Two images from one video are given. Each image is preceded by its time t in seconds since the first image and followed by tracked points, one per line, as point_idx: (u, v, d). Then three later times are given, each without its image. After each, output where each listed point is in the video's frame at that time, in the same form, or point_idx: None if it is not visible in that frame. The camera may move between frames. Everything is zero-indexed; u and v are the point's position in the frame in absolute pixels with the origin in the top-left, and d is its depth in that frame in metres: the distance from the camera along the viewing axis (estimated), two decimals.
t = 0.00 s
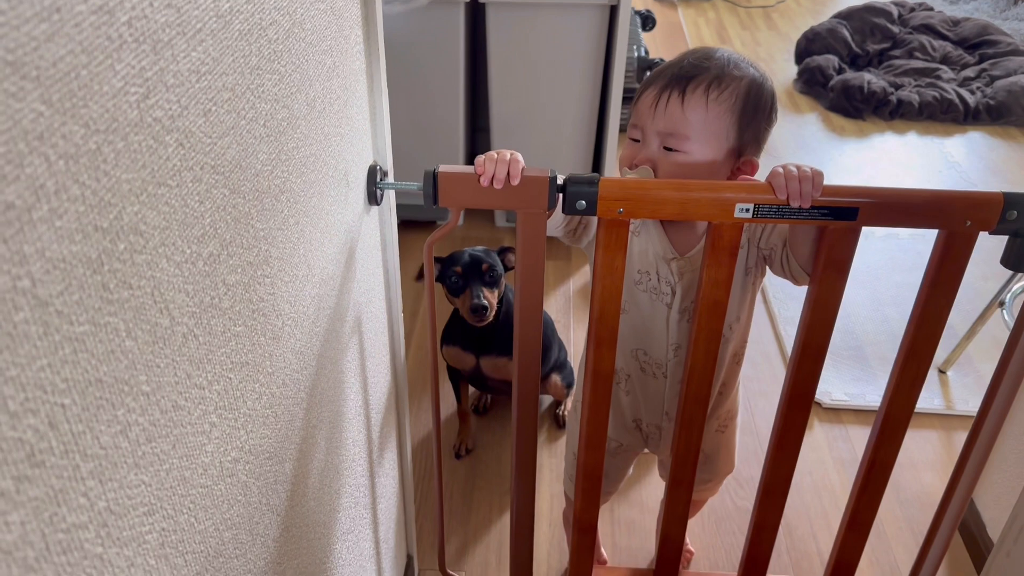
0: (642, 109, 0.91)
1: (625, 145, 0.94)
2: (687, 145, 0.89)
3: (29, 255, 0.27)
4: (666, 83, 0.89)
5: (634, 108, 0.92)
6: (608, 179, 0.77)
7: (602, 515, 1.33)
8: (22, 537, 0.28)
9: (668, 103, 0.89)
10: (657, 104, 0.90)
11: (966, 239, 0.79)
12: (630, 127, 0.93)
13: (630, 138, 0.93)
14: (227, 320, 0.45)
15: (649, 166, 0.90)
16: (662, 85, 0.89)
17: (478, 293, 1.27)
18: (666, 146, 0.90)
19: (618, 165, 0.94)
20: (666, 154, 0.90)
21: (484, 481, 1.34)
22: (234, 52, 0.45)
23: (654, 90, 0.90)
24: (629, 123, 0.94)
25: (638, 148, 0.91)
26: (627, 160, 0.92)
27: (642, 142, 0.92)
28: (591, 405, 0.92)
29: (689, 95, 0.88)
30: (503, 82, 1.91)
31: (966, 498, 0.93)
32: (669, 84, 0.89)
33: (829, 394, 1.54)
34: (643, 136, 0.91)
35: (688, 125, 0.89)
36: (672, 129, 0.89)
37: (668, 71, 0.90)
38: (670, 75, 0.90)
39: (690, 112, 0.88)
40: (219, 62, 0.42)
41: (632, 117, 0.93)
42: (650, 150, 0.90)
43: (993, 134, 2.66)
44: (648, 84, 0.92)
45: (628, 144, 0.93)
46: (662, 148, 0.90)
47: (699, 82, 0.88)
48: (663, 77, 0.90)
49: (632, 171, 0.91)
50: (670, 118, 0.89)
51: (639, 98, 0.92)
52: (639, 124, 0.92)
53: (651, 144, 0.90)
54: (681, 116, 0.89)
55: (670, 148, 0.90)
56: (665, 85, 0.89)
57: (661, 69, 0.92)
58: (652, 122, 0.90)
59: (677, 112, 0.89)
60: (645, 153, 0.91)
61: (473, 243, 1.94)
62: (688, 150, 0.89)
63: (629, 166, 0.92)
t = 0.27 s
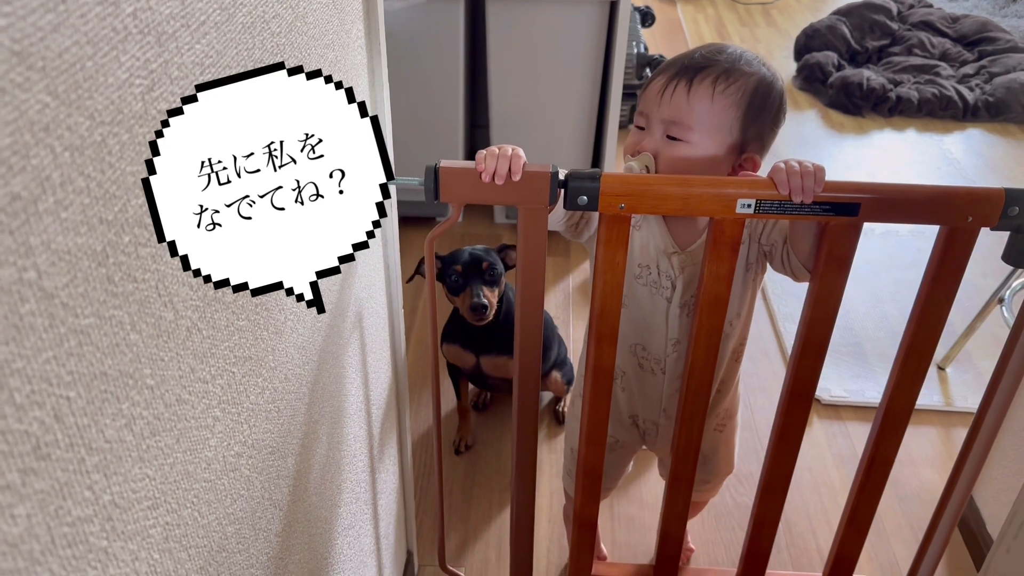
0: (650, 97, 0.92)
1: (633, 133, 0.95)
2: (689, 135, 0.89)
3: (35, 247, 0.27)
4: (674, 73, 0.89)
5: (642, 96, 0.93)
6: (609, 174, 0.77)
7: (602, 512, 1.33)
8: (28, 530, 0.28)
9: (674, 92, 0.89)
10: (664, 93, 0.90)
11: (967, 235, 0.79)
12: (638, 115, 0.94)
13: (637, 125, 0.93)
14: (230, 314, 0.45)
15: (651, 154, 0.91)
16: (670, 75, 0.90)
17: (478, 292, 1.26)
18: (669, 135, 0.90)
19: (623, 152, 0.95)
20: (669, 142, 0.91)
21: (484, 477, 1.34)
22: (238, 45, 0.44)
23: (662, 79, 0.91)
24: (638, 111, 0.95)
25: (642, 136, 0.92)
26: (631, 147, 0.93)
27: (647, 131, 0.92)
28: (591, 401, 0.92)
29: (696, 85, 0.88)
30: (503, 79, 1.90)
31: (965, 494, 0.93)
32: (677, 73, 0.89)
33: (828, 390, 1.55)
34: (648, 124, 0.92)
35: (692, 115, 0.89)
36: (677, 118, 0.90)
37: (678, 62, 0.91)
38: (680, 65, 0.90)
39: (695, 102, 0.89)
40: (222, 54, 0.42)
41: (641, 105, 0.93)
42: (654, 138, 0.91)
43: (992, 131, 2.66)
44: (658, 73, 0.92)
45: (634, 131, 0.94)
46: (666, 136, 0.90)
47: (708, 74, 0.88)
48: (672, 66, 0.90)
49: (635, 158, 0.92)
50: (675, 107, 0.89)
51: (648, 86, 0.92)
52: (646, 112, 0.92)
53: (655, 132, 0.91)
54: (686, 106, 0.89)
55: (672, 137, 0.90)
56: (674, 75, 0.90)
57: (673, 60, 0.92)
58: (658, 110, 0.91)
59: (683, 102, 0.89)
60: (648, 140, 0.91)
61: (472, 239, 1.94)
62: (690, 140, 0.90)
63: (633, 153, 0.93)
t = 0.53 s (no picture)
0: (651, 94, 0.91)
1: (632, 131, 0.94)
2: (692, 134, 0.89)
3: (29, 255, 0.27)
4: (677, 71, 0.89)
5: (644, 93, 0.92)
6: (608, 176, 0.77)
7: (601, 513, 1.32)
8: (23, 540, 0.28)
9: (677, 90, 0.89)
10: (667, 91, 0.89)
11: (966, 236, 0.79)
12: (639, 112, 0.93)
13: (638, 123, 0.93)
14: (227, 318, 0.45)
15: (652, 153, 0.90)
16: (673, 72, 0.89)
17: (476, 297, 1.26)
18: (671, 134, 0.90)
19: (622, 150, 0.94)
20: (670, 141, 0.90)
21: (482, 478, 1.34)
22: (235, 49, 0.44)
23: (665, 77, 0.90)
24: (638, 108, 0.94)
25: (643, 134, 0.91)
26: (632, 145, 0.92)
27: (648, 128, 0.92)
28: (590, 402, 0.91)
29: (699, 84, 0.88)
30: (501, 78, 1.90)
31: (964, 496, 0.93)
32: (681, 71, 0.89)
33: (827, 390, 1.55)
34: (649, 122, 0.91)
35: (695, 114, 0.89)
36: (679, 116, 0.89)
37: (681, 59, 0.90)
38: (683, 63, 0.90)
39: (698, 101, 0.88)
40: (219, 58, 0.42)
41: (642, 103, 0.93)
42: (655, 136, 0.91)
43: (990, 130, 2.66)
44: (660, 70, 0.92)
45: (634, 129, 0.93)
46: (668, 135, 0.90)
47: (711, 72, 0.88)
48: (675, 63, 0.90)
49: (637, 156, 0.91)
50: (678, 106, 0.89)
51: (649, 83, 0.92)
52: (648, 109, 0.92)
53: (657, 130, 0.90)
54: (689, 105, 0.88)
55: (674, 136, 0.90)
56: (677, 72, 0.89)
57: (675, 57, 0.91)
58: (660, 108, 0.90)
59: (686, 100, 0.88)
60: (650, 139, 0.91)
61: (471, 238, 1.94)
62: (692, 140, 0.89)
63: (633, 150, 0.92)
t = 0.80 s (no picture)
0: (667, 93, 0.90)
1: (642, 130, 0.93)
2: (714, 132, 0.88)
3: (24, 254, 0.27)
4: (695, 69, 0.88)
5: (658, 91, 0.91)
6: (609, 174, 0.76)
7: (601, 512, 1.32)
8: (18, 544, 0.27)
9: (697, 88, 0.88)
10: (685, 89, 0.89)
11: (967, 235, 0.79)
12: (651, 111, 0.92)
13: (651, 122, 0.91)
14: (225, 317, 0.44)
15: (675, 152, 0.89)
16: (691, 70, 0.88)
17: (475, 298, 1.25)
18: (691, 132, 0.89)
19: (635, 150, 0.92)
20: (692, 139, 0.89)
21: (481, 477, 1.34)
22: (233, 45, 0.44)
23: (681, 75, 0.89)
24: (647, 107, 0.93)
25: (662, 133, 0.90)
26: (649, 144, 0.91)
27: (664, 127, 0.91)
28: (590, 402, 0.91)
29: (719, 82, 0.88)
30: (501, 76, 1.90)
31: (965, 496, 0.93)
32: (698, 69, 0.88)
33: (827, 389, 1.54)
34: (667, 121, 0.90)
35: (717, 112, 0.88)
36: (700, 115, 0.88)
37: (695, 58, 0.90)
38: (698, 60, 0.89)
39: (718, 99, 0.88)
40: (217, 55, 0.42)
41: (654, 102, 0.91)
42: (675, 135, 0.90)
43: (991, 129, 2.65)
44: (671, 69, 0.91)
45: (649, 128, 0.91)
46: (689, 133, 0.89)
47: (727, 70, 0.88)
48: (690, 62, 0.89)
49: (657, 154, 0.90)
50: (699, 104, 0.88)
51: (663, 82, 0.91)
52: (663, 108, 0.90)
53: (677, 129, 0.89)
54: (711, 103, 0.88)
55: (696, 134, 0.89)
56: (694, 70, 0.88)
57: (684, 56, 0.91)
58: (678, 106, 0.89)
59: (707, 98, 0.88)
60: (670, 137, 0.89)
61: (470, 237, 1.94)
62: (714, 138, 0.89)
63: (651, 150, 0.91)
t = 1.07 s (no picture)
0: (692, 93, 0.88)
1: (658, 129, 0.91)
2: (741, 133, 0.88)
3: (17, 246, 0.26)
4: (721, 69, 0.87)
5: (681, 91, 0.89)
6: (609, 170, 0.76)
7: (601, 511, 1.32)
8: (11, 539, 0.27)
9: (725, 89, 0.87)
10: (712, 90, 0.88)
11: (969, 232, 0.78)
12: (670, 111, 0.90)
13: (672, 122, 0.90)
14: (223, 313, 0.44)
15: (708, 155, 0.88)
16: (718, 71, 0.87)
17: (474, 295, 1.25)
18: (719, 134, 0.88)
19: (657, 151, 0.90)
20: (721, 141, 0.89)
21: (481, 476, 1.33)
22: (230, 39, 0.43)
23: (705, 75, 0.88)
24: (662, 106, 0.91)
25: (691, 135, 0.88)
26: (675, 146, 0.89)
27: (688, 128, 0.89)
28: (590, 400, 0.91)
29: (744, 84, 0.88)
30: (501, 74, 1.89)
31: (967, 495, 0.92)
32: (723, 69, 0.87)
33: (828, 388, 1.54)
34: (693, 122, 0.89)
35: (743, 113, 0.88)
36: (728, 116, 0.88)
37: (714, 57, 0.89)
38: (719, 61, 0.88)
39: (744, 99, 0.88)
40: (214, 48, 0.41)
41: (674, 101, 0.89)
42: (703, 137, 0.89)
43: (992, 127, 2.65)
44: (690, 67, 0.89)
45: (671, 129, 0.90)
46: (719, 134, 0.88)
47: (747, 70, 0.88)
48: (712, 62, 0.88)
49: (688, 157, 0.89)
50: (727, 106, 0.88)
51: (685, 81, 0.89)
52: (687, 109, 0.89)
53: (705, 131, 0.88)
54: (738, 104, 0.88)
55: (724, 136, 0.88)
56: (719, 71, 0.87)
57: (699, 54, 0.89)
58: (706, 107, 0.88)
59: (734, 99, 0.88)
60: (699, 140, 0.88)
61: (470, 236, 1.93)
62: (741, 139, 0.89)
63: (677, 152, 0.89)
